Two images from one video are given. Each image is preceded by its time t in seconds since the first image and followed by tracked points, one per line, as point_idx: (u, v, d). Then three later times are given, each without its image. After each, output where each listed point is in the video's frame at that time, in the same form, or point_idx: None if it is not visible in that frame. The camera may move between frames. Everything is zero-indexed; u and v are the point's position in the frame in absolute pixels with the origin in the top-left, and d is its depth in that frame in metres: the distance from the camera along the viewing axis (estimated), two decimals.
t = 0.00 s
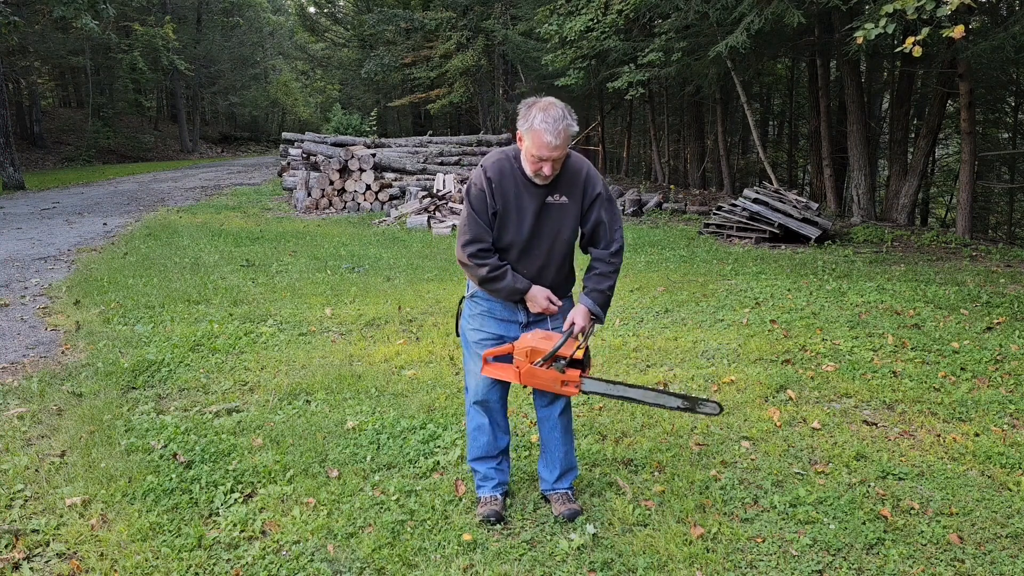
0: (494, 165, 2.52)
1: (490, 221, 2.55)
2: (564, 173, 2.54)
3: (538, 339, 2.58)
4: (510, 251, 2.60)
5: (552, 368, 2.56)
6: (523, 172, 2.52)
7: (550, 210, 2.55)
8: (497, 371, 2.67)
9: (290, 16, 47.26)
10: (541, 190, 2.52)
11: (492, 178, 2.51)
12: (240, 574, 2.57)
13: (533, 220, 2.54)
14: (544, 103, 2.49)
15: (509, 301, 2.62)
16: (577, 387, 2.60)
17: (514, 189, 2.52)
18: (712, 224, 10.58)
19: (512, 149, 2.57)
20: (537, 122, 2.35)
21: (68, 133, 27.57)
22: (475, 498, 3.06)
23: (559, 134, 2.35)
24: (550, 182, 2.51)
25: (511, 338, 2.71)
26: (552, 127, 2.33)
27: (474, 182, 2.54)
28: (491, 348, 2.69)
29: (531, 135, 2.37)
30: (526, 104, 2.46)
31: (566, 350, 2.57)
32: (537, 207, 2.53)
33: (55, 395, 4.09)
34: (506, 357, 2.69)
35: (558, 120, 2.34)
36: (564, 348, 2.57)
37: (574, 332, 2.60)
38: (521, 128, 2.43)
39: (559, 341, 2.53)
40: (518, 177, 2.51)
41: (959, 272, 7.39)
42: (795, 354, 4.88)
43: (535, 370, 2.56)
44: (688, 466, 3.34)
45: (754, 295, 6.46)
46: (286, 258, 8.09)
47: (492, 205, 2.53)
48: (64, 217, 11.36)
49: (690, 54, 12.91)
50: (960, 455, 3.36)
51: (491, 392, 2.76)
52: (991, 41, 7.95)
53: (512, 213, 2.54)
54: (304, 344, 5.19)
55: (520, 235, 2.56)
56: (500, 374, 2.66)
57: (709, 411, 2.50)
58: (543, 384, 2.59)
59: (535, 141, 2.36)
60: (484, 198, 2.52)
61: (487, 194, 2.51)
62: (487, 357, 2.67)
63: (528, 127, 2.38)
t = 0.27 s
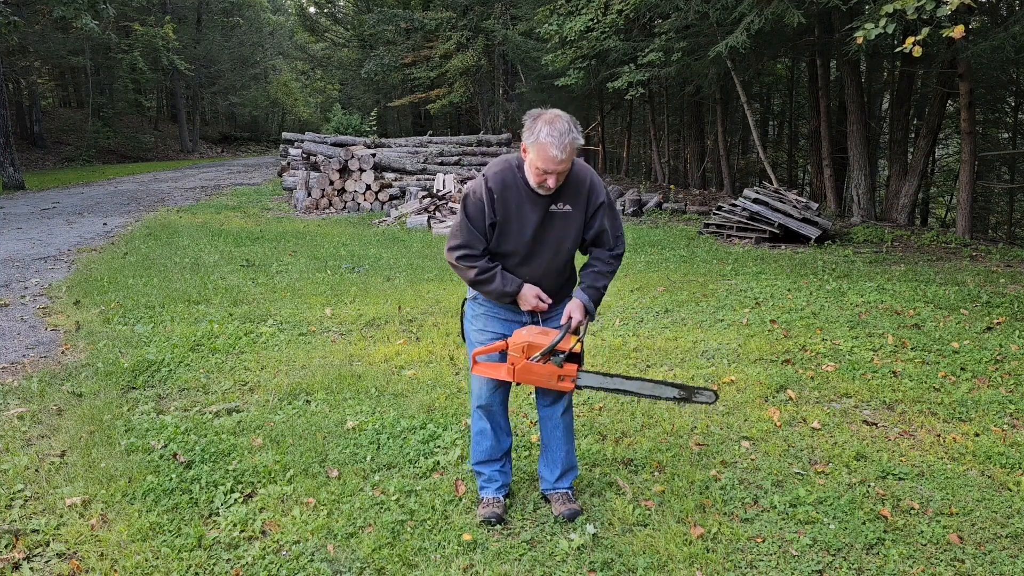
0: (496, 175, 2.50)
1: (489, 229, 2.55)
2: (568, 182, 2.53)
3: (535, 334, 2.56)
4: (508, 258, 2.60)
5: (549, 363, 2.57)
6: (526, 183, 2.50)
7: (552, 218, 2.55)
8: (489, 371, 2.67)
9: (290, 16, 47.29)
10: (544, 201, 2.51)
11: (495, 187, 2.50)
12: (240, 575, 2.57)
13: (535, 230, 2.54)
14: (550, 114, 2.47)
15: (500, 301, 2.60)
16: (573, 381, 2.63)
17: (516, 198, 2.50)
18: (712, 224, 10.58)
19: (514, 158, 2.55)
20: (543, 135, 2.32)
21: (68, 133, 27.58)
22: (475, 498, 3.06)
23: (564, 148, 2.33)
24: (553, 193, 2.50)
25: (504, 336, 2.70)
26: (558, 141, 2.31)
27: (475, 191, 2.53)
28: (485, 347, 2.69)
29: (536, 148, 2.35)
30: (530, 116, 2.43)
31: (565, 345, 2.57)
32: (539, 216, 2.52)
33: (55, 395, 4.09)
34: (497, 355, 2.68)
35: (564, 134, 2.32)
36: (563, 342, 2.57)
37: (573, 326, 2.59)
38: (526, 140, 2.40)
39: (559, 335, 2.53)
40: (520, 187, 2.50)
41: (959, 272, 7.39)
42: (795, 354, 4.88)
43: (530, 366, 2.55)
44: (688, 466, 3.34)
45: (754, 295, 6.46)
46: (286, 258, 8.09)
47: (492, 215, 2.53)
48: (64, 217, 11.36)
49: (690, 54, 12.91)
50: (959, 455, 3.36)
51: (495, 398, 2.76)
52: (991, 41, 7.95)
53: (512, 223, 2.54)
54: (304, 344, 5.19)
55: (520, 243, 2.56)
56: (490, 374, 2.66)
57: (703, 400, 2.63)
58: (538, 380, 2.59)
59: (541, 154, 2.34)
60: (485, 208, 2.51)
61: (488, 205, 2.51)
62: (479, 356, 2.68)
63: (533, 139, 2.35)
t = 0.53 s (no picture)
0: (495, 190, 2.47)
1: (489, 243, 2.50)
2: (569, 197, 2.52)
3: (542, 357, 2.59)
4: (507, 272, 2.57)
5: (562, 385, 2.57)
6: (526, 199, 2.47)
7: (551, 233, 2.52)
8: (501, 404, 2.67)
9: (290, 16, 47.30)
10: (545, 215, 2.49)
11: (496, 200, 2.46)
12: (240, 575, 2.57)
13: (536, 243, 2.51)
14: (555, 128, 2.48)
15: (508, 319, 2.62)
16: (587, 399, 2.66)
17: (517, 210, 2.47)
18: (712, 224, 10.58)
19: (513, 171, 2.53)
20: (550, 146, 2.32)
21: (68, 133, 27.58)
22: (475, 499, 3.06)
23: (571, 160, 2.34)
24: (554, 206, 2.48)
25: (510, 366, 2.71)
26: (565, 152, 2.32)
27: (476, 204, 2.49)
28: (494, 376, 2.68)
29: (541, 160, 2.34)
30: (534, 130, 2.44)
31: (574, 362, 2.59)
32: (539, 230, 2.50)
33: (55, 395, 4.09)
34: (505, 386, 2.69)
35: (570, 145, 2.34)
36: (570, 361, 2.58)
37: (578, 342, 2.59)
38: (530, 153, 2.40)
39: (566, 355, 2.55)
40: (521, 200, 2.47)
41: (959, 272, 7.39)
42: (795, 354, 4.88)
43: (543, 391, 2.56)
44: (688, 466, 3.34)
45: (754, 295, 6.46)
46: (286, 258, 8.09)
47: (492, 232, 2.48)
48: (64, 217, 11.36)
49: (690, 54, 12.91)
50: (960, 455, 3.36)
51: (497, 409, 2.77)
52: (991, 41, 7.95)
53: (512, 238, 2.50)
54: (304, 344, 5.19)
55: (520, 256, 2.52)
56: (500, 407, 2.67)
57: (717, 395, 2.78)
58: (554, 403, 2.61)
59: (546, 165, 2.33)
60: (485, 222, 2.46)
61: (488, 220, 2.46)
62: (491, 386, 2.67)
63: (538, 152, 2.35)
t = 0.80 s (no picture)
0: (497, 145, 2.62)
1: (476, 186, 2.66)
2: (566, 184, 2.47)
3: (524, 366, 2.50)
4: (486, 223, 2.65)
5: (535, 398, 2.46)
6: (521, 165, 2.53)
7: (533, 210, 2.49)
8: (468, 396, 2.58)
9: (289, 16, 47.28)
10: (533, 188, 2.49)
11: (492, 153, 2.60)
12: (240, 574, 2.57)
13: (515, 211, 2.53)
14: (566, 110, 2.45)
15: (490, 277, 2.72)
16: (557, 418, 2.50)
17: (507, 170, 2.54)
18: (712, 224, 10.58)
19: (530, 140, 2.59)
20: (546, 127, 2.32)
21: (68, 133, 27.59)
22: (474, 498, 3.06)
23: (563, 147, 2.31)
24: (547, 187, 2.47)
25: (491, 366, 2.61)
26: (557, 136, 2.30)
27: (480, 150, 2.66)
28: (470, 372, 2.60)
29: (534, 134, 2.37)
30: (547, 104, 2.43)
31: (555, 381, 2.48)
32: (523, 198, 2.50)
33: (55, 395, 4.09)
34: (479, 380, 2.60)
35: (566, 132, 2.30)
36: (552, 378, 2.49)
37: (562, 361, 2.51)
38: (530, 127, 2.42)
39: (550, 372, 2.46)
40: (514, 164, 2.53)
41: (959, 272, 7.39)
42: (795, 354, 4.88)
43: (514, 398, 2.44)
44: (688, 466, 3.34)
45: (754, 295, 6.46)
46: (286, 258, 8.09)
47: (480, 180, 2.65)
48: (64, 217, 11.37)
49: (690, 54, 12.91)
50: (959, 455, 3.36)
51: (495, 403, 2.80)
52: (991, 41, 7.95)
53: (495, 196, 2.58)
54: (304, 344, 5.19)
55: (495, 212, 2.57)
56: (468, 400, 2.57)
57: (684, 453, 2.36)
58: (521, 415, 2.46)
59: (540, 146, 2.34)
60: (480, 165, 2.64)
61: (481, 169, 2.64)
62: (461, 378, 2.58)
63: (534, 125, 2.37)
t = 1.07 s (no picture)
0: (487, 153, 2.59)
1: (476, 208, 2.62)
2: (558, 172, 2.52)
3: (491, 320, 2.55)
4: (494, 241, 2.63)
5: (504, 351, 2.52)
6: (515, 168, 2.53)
7: (537, 206, 2.54)
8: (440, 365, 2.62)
9: (289, 16, 47.28)
10: (532, 187, 2.52)
11: (483, 166, 2.57)
12: (240, 574, 2.57)
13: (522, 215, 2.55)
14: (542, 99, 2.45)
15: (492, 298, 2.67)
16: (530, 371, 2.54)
17: (502, 178, 2.55)
18: (712, 224, 10.58)
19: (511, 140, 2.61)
20: (526, 120, 2.34)
21: (68, 133, 27.58)
22: (475, 498, 3.06)
23: (544, 137, 2.34)
24: (542, 179, 2.51)
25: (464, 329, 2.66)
26: (539, 129, 2.32)
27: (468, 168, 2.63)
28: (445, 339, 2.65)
29: (520, 133, 2.38)
30: (522, 98, 2.45)
31: (520, 332, 2.53)
32: (524, 198, 2.53)
33: (55, 395, 4.09)
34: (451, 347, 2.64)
35: (545, 122, 2.32)
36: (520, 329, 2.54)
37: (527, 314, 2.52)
38: (512, 125, 2.42)
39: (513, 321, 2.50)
40: (508, 169, 2.54)
41: (959, 272, 7.39)
42: (795, 354, 4.88)
43: (485, 355, 2.51)
44: (688, 466, 3.34)
45: (753, 295, 6.46)
46: (286, 258, 8.09)
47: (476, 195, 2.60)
48: (64, 217, 11.36)
49: (690, 54, 12.91)
50: (960, 455, 3.36)
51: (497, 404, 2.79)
52: (991, 41, 7.95)
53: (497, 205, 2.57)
54: (304, 344, 5.19)
55: (501, 223, 2.58)
56: (440, 369, 2.62)
57: (663, 386, 2.56)
58: (493, 371, 2.53)
59: (523, 140, 2.37)
60: (473, 184, 2.60)
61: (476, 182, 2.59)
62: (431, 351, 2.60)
63: (518, 124, 2.38)
